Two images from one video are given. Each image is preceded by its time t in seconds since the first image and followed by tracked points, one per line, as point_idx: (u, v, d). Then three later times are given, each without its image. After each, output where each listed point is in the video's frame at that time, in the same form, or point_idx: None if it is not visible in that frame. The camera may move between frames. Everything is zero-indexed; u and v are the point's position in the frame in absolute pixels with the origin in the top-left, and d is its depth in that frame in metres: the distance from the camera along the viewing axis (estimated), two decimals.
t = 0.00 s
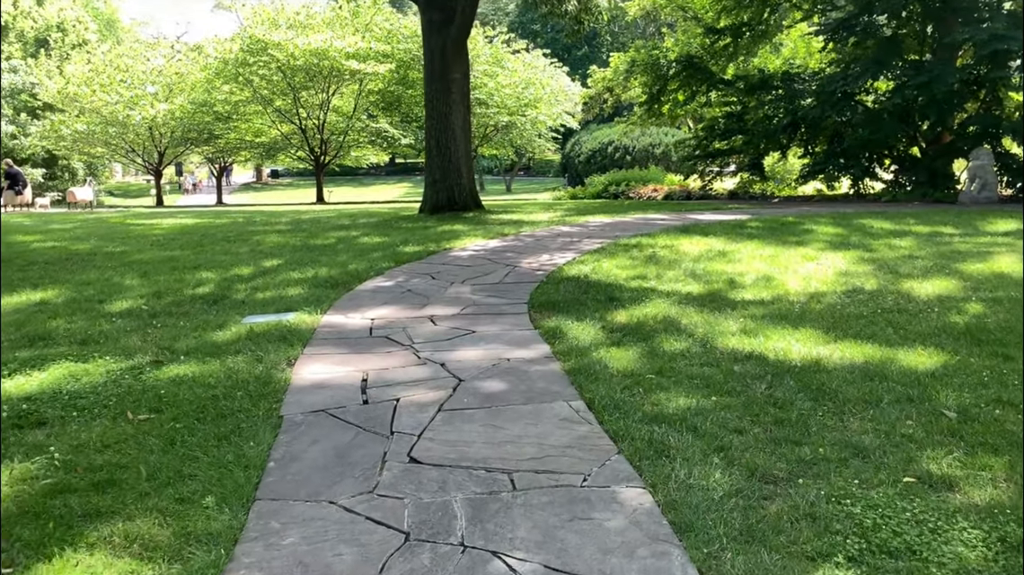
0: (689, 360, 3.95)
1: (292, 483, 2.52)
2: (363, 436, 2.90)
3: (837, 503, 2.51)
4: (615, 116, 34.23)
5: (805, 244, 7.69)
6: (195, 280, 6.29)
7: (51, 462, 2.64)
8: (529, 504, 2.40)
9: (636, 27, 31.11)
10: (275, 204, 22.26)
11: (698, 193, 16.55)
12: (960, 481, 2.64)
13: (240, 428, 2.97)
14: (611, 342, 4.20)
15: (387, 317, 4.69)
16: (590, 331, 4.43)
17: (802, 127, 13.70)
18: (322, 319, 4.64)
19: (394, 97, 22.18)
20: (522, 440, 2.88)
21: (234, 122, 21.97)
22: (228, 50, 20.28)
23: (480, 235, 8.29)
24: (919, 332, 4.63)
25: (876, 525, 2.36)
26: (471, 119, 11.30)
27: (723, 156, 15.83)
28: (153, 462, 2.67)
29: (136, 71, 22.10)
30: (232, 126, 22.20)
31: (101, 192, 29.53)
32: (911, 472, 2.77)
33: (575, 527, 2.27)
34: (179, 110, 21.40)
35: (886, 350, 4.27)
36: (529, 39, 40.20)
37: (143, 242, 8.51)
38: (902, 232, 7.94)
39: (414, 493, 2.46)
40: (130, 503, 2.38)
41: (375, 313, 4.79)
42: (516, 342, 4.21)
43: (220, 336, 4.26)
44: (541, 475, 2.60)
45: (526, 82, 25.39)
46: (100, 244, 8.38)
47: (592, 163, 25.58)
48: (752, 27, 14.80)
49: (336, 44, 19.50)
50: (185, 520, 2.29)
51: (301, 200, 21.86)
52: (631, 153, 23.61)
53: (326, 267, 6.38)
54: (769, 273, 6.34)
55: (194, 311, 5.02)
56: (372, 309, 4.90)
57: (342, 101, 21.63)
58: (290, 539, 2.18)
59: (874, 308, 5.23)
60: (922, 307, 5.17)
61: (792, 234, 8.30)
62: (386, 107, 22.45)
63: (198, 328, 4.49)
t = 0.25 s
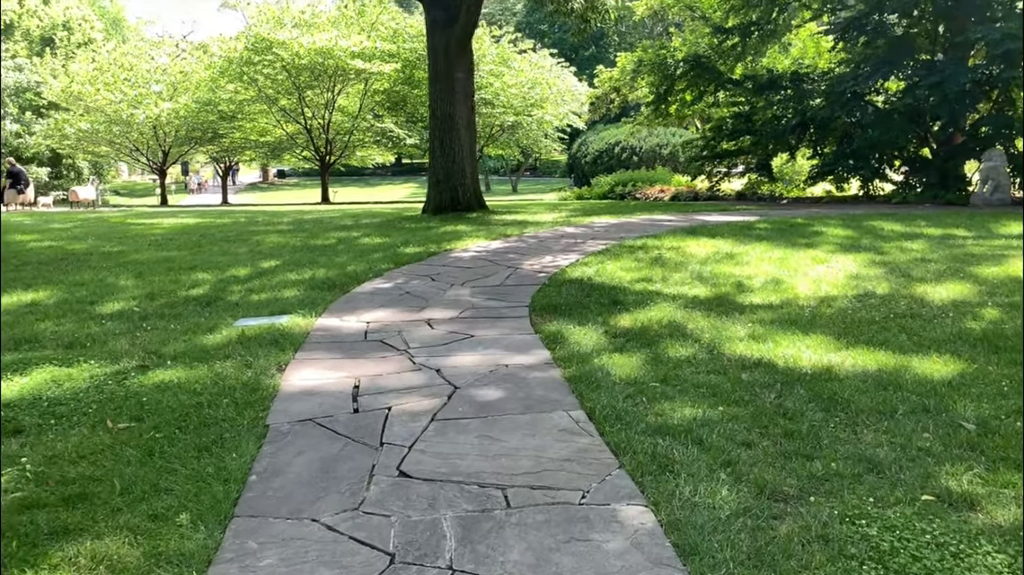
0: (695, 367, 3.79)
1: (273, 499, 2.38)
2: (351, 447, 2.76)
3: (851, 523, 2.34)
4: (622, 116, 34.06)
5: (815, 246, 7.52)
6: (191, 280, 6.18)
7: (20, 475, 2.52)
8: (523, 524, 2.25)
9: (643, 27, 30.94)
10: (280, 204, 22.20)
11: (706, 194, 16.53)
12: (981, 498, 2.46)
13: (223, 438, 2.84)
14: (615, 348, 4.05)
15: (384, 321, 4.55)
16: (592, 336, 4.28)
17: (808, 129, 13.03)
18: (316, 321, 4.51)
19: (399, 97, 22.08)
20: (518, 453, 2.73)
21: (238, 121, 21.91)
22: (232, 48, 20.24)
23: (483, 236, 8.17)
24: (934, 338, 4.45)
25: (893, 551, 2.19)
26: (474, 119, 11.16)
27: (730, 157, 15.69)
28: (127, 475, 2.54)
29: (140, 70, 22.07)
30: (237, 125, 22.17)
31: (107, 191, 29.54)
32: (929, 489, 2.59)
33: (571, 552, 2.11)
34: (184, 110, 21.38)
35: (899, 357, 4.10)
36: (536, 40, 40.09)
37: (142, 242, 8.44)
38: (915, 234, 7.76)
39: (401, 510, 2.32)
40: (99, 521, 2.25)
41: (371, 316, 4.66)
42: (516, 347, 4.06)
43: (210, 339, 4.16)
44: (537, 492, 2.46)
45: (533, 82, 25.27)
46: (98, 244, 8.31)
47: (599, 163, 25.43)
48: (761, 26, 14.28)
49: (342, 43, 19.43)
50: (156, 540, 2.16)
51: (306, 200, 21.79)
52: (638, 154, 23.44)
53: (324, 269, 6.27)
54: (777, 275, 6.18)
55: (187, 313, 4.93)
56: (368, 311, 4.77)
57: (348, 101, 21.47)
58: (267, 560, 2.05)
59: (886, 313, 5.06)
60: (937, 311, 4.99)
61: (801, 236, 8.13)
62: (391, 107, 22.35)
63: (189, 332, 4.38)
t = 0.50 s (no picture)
0: (700, 378, 3.64)
1: (250, 522, 2.25)
2: (337, 465, 2.63)
3: (865, 554, 2.18)
4: (629, 114, 33.84)
5: (825, 248, 7.34)
6: (186, 282, 6.03)
7: None
8: (514, 553, 2.11)
9: (650, 24, 30.70)
10: (285, 203, 22.10)
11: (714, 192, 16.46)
12: (1004, 524, 2.30)
13: (204, 454, 2.71)
14: (617, 357, 3.90)
15: (379, 326, 4.41)
16: (593, 343, 4.13)
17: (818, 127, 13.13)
18: (309, 327, 4.37)
19: (405, 95, 21.93)
20: (512, 472, 2.59)
21: (244, 119, 21.78)
22: (237, 46, 20.12)
23: (485, 236, 8.03)
24: (951, 345, 4.27)
25: None
26: (478, 118, 11.00)
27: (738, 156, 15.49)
28: (100, 495, 2.40)
29: (146, 68, 21.98)
30: (242, 123, 22.09)
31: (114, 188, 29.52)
32: (950, 515, 2.42)
33: None
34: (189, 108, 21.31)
35: (914, 367, 3.93)
36: (543, 37, 39.86)
37: (141, 242, 8.34)
38: (928, 235, 7.56)
39: (385, 536, 2.18)
40: (65, 547, 2.12)
41: (366, 321, 4.51)
42: (514, 355, 3.91)
43: (199, 346, 4.02)
44: (531, 517, 2.31)
45: (539, 80, 25.09)
46: (96, 244, 8.21)
47: (605, 162, 25.24)
48: (769, 23, 14.27)
49: (347, 41, 19.32)
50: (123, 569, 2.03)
51: (311, 198, 21.69)
52: (645, 152, 23.24)
53: (322, 270, 6.14)
54: (786, 279, 6.01)
55: (178, 317, 4.80)
56: (364, 316, 4.62)
57: (353, 99, 21.36)
58: None
59: (899, 320, 4.88)
60: (952, 317, 4.82)
61: (811, 237, 7.95)
62: (397, 105, 22.22)
63: (179, 337, 4.25)
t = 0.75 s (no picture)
0: (705, 388, 3.51)
1: (231, 546, 2.13)
2: (325, 483, 2.51)
3: None
4: (637, 113, 33.64)
5: (835, 250, 7.18)
6: (184, 283, 5.89)
7: None
8: None
9: (658, 22, 30.51)
10: (291, 202, 22.02)
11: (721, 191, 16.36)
12: None
13: (187, 470, 2.60)
14: (621, 366, 3.76)
15: (376, 333, 4.29)
16: (597, 351, 4.00)
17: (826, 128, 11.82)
18: (304, 333, 4.26)
19: (411, 94, 21.88)
20: (508, 492, 2.46)
21: (249, 118, 21.72)
22: (243, 45, 20.05)
23: (489, 238, 7.90)
24: (969, 352, 4.10)
25: None
26: (483, 117, 10.88)
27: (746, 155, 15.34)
28: (75, 516, 2.30)
29: (152, 68, 21.95)
30: (248, 122, 22.01)
31: (121, 187, 29.51)
32: (973, 541, 2.28)
33: None
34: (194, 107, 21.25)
35: (930, 377, 3.77)
36: (549, 36, 39.69)
37: (141, 242, 8.24)
38: (941, 237, 7.38)
39: (373, 563, 2.06)
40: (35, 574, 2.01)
41: (364, 327, 4.40)
42: (515, 364, 3.78)
43: (191, 353, 3.90)
44: (527, 541, 2.18)
45: (545, 79, 24.93)
46: (96, 244, 8.12)
47: (612, 161, 25.07)
48: (777, 22, 13.94)
49: (352, 40, 19.25)
50: None
51: (316, 197, 21.59)
52: (652, 151, 23.05)
53: (322, 273, 6.03)
54: (795, 283, 5.85)
55: (172, 322, 4.68)
56: (361, 322, 4.50)
57: (359, 98, 21.28)
58: None
59: (912, 326, 4.67)
60: (968, 324, 4.65)
61: (821, 239, 7.78)
62: (402, 104, 22.12)
63: (171, 343, 4.14)
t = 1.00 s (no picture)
0: (716, 399, 3.35)
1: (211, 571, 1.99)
2: (316, 501, 2.37)
3: None
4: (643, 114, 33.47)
5: (846, 254, 7.01)
6: (180, 286, 5.76)
7: None
8: None
9: (664, 23, 30.35)
10: (295, 204, 21.94)
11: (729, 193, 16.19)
12: None
13: (170, 486, 2.46)
14: (628, 374, 3.61)
15: (374, 339, 4.14)
16: (603, 358, 3.85)
17: (835, 128, 12.37)
18: (300, 339, 4.12)
19: (416, 95, 21.64)
20: (508, 512, 2.31)
21: (254, 120, 21.66)
22: (247, 46, 20.00)
23: (493, 240, 7.76)
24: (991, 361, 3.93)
25: None
26: (487, 118, 10.75)
27: (753, 157, 15.18)
28: (47, 537, 2.16)
29: (157, 69, 21.92)
30: (252, 124, 21.94)
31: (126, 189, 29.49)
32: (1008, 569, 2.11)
33: None
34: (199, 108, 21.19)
35: (951, 387, 3.61)
36: (555, 37, 39.58)
37: (140, 244, 8.12)
38: (955, 240, 7.20)
39: None
40: None
41: (362, 332, 4.25)
42: (518, 372, 3.63)
43: (183, 360, 3.75)
44: (528, 568, 2.04)
45: (551, 80, 24.80)
46: (95, 246, 8.01)
47: (618, 163, 24.92)
48: (785, 22, 13.88)
49: (357, 41, 19.20)
50: None
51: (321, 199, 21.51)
52: (658, 153, 22.89)
53: (322, 276, 5.89)
54: (806, 287, 5.69)
55: (166, 326, 4.55)
56: (359, 327, 4.36)
57: (363, 99, 21.21)
58: None
59: (930, 333, 4.49)
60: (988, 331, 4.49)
61: (831, 243, 7.62)
62: (407, 105, 22.03)
63: (163, 348, 4.01)
